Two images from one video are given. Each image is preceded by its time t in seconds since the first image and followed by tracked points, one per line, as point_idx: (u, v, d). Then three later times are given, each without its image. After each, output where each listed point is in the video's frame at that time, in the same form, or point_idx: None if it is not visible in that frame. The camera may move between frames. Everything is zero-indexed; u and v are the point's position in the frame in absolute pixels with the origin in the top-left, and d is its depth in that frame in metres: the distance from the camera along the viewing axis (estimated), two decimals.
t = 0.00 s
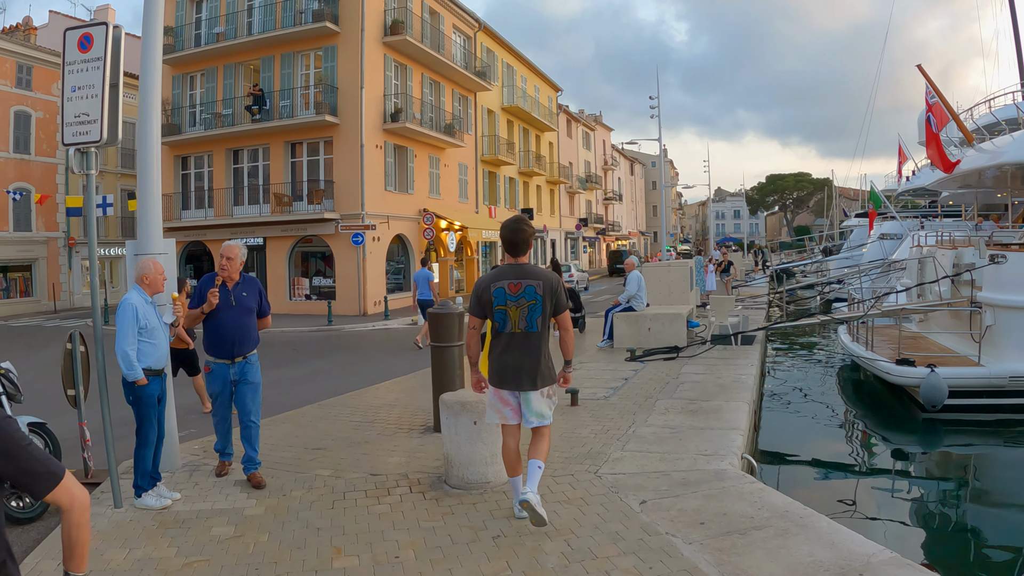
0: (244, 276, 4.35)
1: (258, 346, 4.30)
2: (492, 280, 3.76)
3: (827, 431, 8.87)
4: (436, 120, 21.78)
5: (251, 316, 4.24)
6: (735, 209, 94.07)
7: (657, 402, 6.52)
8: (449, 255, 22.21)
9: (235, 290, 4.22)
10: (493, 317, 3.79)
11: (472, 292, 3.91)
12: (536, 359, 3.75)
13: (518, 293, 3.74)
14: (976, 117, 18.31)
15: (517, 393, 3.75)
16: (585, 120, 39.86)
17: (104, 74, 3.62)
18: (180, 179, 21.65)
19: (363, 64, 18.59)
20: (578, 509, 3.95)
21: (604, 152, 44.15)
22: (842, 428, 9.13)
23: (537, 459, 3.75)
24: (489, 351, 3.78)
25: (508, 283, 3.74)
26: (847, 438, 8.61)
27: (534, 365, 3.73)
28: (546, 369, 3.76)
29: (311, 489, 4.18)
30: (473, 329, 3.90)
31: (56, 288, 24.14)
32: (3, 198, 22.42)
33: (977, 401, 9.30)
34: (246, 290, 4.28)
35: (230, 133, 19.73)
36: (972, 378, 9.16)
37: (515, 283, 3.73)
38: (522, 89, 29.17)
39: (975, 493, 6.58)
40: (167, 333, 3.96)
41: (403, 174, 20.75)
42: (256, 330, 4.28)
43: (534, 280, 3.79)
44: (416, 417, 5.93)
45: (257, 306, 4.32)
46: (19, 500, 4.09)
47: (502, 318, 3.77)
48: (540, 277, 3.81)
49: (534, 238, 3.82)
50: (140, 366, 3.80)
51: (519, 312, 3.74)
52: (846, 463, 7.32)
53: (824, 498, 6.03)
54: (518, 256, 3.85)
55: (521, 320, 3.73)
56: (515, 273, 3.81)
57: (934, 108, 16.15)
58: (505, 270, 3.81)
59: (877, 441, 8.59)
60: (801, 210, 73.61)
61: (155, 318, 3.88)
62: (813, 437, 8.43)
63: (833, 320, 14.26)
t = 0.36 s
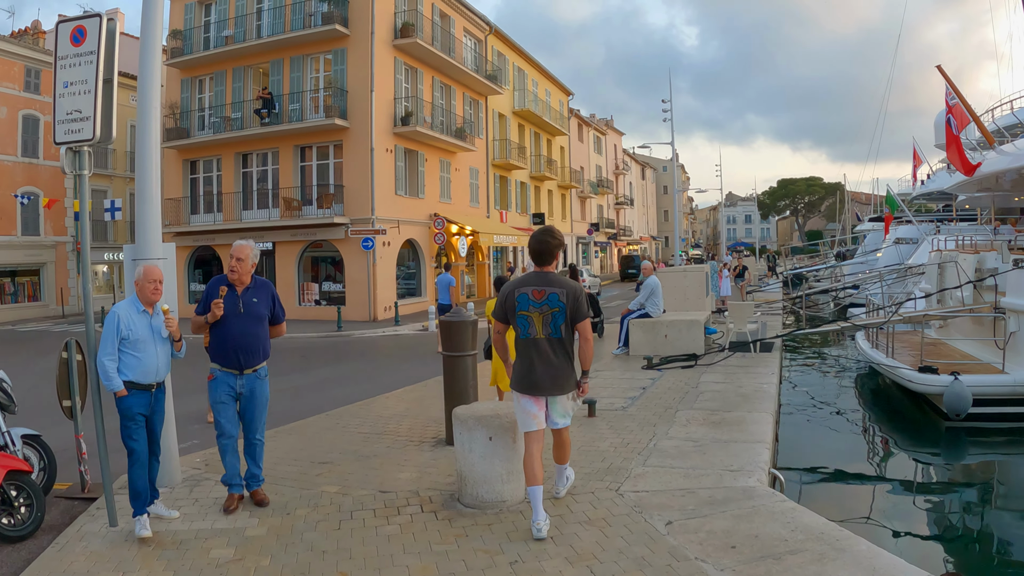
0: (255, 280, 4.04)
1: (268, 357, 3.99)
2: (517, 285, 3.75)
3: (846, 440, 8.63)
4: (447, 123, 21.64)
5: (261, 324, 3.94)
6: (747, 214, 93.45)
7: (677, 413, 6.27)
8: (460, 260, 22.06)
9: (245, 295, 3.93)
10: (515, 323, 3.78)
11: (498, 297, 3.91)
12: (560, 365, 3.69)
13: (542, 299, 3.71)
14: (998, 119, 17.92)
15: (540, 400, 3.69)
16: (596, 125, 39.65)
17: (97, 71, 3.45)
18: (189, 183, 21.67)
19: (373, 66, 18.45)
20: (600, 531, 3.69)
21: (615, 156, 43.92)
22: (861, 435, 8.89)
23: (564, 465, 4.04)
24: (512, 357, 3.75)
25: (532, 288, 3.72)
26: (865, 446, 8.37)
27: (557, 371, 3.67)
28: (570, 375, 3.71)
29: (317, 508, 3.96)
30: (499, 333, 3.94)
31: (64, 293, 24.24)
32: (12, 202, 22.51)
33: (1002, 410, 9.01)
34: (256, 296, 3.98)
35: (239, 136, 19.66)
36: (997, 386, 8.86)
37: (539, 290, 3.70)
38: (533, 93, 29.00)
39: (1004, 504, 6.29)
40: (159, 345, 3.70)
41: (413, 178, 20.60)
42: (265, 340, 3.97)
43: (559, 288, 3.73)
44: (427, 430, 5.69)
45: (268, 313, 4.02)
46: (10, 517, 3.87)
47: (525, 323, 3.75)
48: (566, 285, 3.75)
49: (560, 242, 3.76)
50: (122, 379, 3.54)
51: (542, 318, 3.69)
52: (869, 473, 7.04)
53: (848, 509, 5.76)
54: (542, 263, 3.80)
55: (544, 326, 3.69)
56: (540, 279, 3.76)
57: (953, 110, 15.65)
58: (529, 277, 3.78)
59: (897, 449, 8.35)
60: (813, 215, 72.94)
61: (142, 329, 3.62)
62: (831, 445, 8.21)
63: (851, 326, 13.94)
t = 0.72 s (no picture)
0: (253, 287, 3.64)
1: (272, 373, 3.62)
2: (549, 284, 4.17)
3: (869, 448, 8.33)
4: (455, 127, 21.47)
5: (263, 339, 3.57)
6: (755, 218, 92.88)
7: (699, 422, 6.00)
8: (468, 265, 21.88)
9: (241, 307, 3.55)
10: (547, 319, 4.19)
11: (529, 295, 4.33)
12: (587, 359, 4.14)
13: (572, 297, 4.17)
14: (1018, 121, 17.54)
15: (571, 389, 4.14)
16: (605, 129, 39.43)
17: (89, 62, 3.26)
18: (195, 187, 21.58)
19: (381, 69, 18.29)
20: (627, 553, 3.44)
21: (623, 160, 43.69)
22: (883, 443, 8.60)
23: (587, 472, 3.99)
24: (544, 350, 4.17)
25: (563, 287, 4.17)
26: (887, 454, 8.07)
27: (587, 362, 4.12)
28: (597, 366, 4.15)
29: (323, 526, 3.73)
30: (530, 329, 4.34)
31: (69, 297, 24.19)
32: (17, 205, 22.46)
33: None
34: (254, 307, 3.60)
35: (245, 140, 19.55)
36: None
37: (569, 287, 4.15)
38: (542, 97, 28.83)
39: None
40: (135, 362, 3.35)
41: (421, 182, 20.43)
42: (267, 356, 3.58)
43: (585, 287, 4.20)
44: (437, 441, 5.47)
45: (268, 326, 3.63)
46: None
47: (556, 319, 4.17)
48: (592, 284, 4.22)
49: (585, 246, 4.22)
50: (96, 399, 3.26)
51: (572, 314, 4.15)
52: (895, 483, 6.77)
53: (877, 521, 5.47)
54: (569, 263, 4.28)
55: (574, 321, 4.14)
56: (569, 278, 4.21)
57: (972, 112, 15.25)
58: (559, 275, 4.23)
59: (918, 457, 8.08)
60: (821, 219, 72.37)
61: (111, 343, 3.31)
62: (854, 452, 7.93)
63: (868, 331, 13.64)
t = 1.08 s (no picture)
0: (234, 297, 3.28)
1: (263, 393, 3.27)
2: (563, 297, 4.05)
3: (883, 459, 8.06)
4: (460, 131, 21.28)
5: (249, 355, 3.22)
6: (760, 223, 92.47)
7: (721, 438, 5.73)
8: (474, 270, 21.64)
9: (221, 320, 3.19)
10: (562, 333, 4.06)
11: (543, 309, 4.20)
12: (602, 374, 4.00)
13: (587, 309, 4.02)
14: None
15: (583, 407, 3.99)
16: (610, 133, 39.20)
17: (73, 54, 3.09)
18: (198, 191, 21.43)
19: (386, 71, 18.10)
20: None
21: (628, 165, 43.46)
22: (897, 453, 8.33)
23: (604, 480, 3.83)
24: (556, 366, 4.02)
25: (577, 300, 4.04)
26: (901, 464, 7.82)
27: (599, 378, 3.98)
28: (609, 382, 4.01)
29: (327, 555, 3.46)
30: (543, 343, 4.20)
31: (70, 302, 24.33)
32: (18, 209, 22.37)
33: None
34: (237, 318, 3.23)
35: (248, 144, 19.38)
36: None
37: (583, 301, 4.01)
38: (547, 100, 28.63)
39: None
40: (85, 390, 3.04)
41: (427, 187, 20.23)
42: (253, 374, 3.23)
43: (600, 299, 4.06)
44: (446, 458, 5.19)
45: (254, 338, 3.26)
46: None
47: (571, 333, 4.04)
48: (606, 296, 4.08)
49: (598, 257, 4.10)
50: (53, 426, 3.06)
51: (585, 330, 3.99)
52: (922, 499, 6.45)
53: (902, 539, 5.19)
54: (581, 276, 4.16)
55: (587, 337, 3.96)
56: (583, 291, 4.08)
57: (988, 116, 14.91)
58: (571, 289, 4.10)
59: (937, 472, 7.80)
60: (827, 224, 71.89)
61: (56, 367, 3.03)
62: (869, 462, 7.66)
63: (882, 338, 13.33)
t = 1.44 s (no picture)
0: (212, 307, 2.86)
1: (239, 418, 2.82)
2: (563, 297, 4.56)
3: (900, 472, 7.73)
4: (463, 133, 21.06)
5: (221, 374, 2.77)
6: (763, 227, 92.09)
7: (737, 449, 5.47)
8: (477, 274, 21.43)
9: (192, 332, 2.77)
10: (561, 329, 4.58)
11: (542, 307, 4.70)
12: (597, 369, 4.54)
13: (584, 309, 4.54)
14: None
15: (582, 398, 4.54)
16: (613, 136, 39.02)
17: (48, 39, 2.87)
18: (197, 194, 21.26)
19: (387, 73, 17.88)
20: None
21: (631, 169, 43.28)
22: (913, 466, 7.99)
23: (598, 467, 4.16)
24: (558, 360, 4.55)
25: (576, 299, 4.56)
26: (917, 480, 7.48)
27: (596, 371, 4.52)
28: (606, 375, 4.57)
29: None
30: (541, 339, 4.70)
31: (69, 306, 24.31)
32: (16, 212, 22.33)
33: None
34: (211, 331, 2.79)
35: (248, 146, 19.17)
36: None
37: (582, 300, 4.52)
38: (550, 103, 28.45)
39: None
40: (7, 429, 2.66)
41: (429, 190, 19.99)
42: (225, 397, 2.78)
43: (597, 298, 4.58)
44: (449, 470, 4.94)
45: (229, 355, 2.81)
46: None
47: (569, 330, 4.55)
48: (602, 296, 4.61)
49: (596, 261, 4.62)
50: None
51: (585, 328, 4.51)
52: (946, 516, 6.15)
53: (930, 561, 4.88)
54: (580, 277, 4.67)
55: (587, 334, 4.49)
56: (582, 291, 4.61)
57: (1002, 115, 14.54)
58: (572, 289, 4.63)
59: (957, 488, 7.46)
60: (830, 228, 71.56)
61: None
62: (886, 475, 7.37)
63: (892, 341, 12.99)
